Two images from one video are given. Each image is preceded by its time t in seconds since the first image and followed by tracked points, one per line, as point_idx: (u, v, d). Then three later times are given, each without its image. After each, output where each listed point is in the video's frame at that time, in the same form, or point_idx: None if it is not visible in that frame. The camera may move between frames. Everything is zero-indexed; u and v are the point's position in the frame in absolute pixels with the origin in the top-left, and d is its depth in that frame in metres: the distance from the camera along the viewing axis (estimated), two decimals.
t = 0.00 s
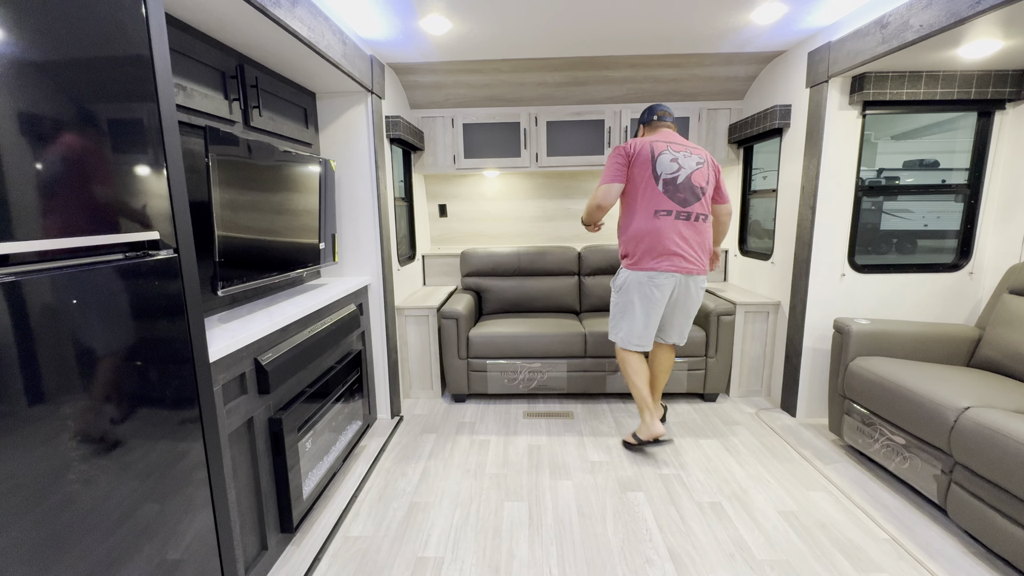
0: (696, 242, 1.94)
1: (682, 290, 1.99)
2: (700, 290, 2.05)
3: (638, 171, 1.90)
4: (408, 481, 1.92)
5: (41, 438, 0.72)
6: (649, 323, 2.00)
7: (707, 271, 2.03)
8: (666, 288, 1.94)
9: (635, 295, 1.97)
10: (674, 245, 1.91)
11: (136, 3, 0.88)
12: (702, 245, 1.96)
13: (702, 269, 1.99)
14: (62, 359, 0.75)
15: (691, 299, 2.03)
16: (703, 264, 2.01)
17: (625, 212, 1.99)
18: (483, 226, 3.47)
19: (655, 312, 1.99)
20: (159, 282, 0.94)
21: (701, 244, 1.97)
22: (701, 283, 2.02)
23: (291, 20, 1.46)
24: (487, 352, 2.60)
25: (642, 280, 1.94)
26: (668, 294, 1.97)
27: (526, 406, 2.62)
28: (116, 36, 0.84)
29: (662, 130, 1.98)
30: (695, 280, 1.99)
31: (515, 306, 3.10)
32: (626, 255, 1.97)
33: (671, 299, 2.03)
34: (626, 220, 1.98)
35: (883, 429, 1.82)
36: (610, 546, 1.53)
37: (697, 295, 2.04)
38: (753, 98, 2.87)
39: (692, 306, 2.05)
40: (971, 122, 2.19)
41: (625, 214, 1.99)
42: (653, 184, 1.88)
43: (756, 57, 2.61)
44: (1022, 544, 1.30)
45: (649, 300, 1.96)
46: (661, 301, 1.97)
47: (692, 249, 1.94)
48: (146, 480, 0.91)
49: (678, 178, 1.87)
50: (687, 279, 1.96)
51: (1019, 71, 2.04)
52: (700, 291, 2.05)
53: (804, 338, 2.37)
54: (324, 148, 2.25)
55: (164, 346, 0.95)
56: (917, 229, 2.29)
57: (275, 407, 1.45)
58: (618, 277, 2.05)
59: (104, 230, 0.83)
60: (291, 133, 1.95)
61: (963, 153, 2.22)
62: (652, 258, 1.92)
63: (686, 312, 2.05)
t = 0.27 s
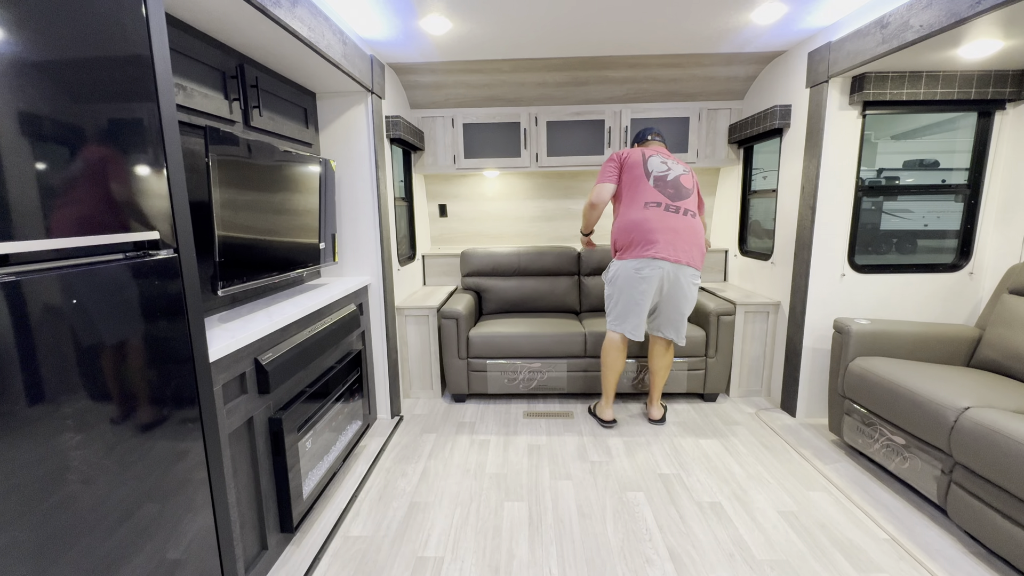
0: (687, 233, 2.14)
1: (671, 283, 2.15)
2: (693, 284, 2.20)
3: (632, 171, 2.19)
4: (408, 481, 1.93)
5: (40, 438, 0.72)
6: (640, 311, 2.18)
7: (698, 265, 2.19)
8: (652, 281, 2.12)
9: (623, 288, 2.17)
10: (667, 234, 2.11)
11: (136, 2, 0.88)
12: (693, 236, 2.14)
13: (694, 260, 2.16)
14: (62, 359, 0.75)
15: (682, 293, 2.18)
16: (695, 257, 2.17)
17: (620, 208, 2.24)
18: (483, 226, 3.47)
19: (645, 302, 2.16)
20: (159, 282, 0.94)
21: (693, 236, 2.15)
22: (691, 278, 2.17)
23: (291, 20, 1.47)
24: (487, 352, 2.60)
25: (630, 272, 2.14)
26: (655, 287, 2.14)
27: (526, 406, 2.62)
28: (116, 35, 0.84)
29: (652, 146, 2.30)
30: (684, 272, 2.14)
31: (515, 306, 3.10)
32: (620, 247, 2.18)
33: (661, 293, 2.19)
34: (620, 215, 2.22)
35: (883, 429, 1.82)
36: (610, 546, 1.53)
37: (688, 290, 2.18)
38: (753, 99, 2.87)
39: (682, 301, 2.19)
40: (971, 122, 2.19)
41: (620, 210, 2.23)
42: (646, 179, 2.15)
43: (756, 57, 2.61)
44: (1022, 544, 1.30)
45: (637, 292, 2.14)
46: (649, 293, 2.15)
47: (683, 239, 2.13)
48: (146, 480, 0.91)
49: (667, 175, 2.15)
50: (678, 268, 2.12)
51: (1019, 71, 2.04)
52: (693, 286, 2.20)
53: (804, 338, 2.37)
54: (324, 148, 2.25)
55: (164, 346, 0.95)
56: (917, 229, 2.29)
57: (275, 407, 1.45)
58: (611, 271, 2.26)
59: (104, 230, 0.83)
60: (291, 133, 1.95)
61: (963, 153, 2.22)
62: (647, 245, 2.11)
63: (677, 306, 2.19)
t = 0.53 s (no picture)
0: (666, 234, 2.17)
1: (650, 282, 2.19)
2: (675, 284, 2.21)
3: (613, 176, 2.28)
4: (408, 481, 1.93)
5: (40, 438, 0.72)
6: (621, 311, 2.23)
7: (680, 266, 2.21)
8: (630, 281, 2.17)
9: (604, 289, 2.24)
10: (644, 235, 2.16)
11: (136, 3, 0.88)
12: (673, 238, 2.18)
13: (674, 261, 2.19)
14: (63, 359, 0.75)
15: (662, 292, 2.21)
16: (676, 258, 2.20)
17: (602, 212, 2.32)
18: (483, 226, 3.47)
19: (626, 301, 2.21)
20: (159, 282, 0.94)
21: (672, 237, 2.18)
22: (672, 277, 2.20)
23: (291, 20, 1.46)
24: (487, 352, 2.60)
25: (609, 273, 2.21)
26: (633, 287, 2.19)
27: (526, 406, 2.62)
28: (116, 36, 0.84)
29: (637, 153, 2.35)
30: (663, 271, 2.17)
31: (515, 306, 3.10)
32: (602, 248, 2.26)
33: (642, 292, 2.23)
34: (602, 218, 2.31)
35: (883, 429, 1.82)
36: (611, 546, 1.53)
37: (669, 290, 2.21)
38: (753, 99, 2.87)
39: (663, 301, 2.22)
40: (971, 122, 2.19)
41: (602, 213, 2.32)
42: (624, 184, 2.23)
43: (756, 57, 2.61)
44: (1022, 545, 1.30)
45: (616, 292, 2.20)
46: (628, 293, 2.20)
47: (662, 240, 2.16)
48: (146, 480, 0.91)
49: (647, 179, 2.22)
50: (656, 268, 2.16)
51: (1019, 71, 2.04)
52: (675, 285, 2.22)
53: (804, 338, 2.37)
54: (324, 148, 2.25)
55: (164, 346, 0.95)
56: (917, 230, 2.29)
57: (276, 407, 1.45)
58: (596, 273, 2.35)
59: (104, 230, 0.83)
60: (291, 133, 1.95)
61: (963, 153, 2.22)
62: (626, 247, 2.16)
63: (659, 305, 2.22)
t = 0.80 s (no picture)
0: (640, 230, 2.19)
1: (625, 279, 2.21)
2: (653, 280, 2.20)
3: (589, 179, 2.35)
4: (408, 481, 1.93)
5: (39, 439, 0.72)
6: (601, 308, 2.26)
7: (657, 263, 2.20)
8: (605, 279, 2.20)
9: (583, 287, 2.30)
10: (617, 233, 2.19)
11: (136, 3, 0.88)
12: (647, 234, 2.18)
13: (650, 258, 2.18)
14: (62, 359, 0.75)
15: (639, 289, 2.21)
16: (652, 254, 2.20)
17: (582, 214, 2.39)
18: (483, 226, 3.47)
19: (604, 298, 2.24)
20: (159, 282, 0.94)
21: (647, 233, 2.19)
22: (649, 274, 2.20)
23: (291, 20, 1.47)
24: (487, 352, 2.60)
25: (586, 272, 2.27)
26: (611, 285, 2.22)
27: (526, 406, 2.62)
28: (116, 36, 0.84)
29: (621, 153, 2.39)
30: (637, 265, 2.18)
31: (515, 306, 3.10)
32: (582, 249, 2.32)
33: (620, 289, 2.25)
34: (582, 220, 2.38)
35: (883, 429, 1.82)
36: (611, 546, 1.53)
37: (646, 286, 2.20)
38: (753, 99, 2.87)
39: (642, 297, 2.22)
40: (971, 122, 2.19)
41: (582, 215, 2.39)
42: (598, 185, 2.29)
43: (756, 57, 2.61)
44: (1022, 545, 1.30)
45: (595, 290, 2.25)
46: (607, 291, 2.23)
47: (635, 237, 2.18)
48: (146, 481, 0.91)
49: (620, 178, 2.27)
50: (630, 264, 2.17)
51: (1019, 71, 2.04)
52: (653, 282, 2.21)
53: (804, 338, 2.37)
54: (324, 148, 2.25)
55: (164, 346, 0.95)
56: (917, 229, 2.29)
57: (276, 407, 1.45)
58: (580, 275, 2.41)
59: (105, 230, 0.83)
60: (291, 133, 1.95)
61: (963, 153, 2.22)
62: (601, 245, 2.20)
63: (638, 302, 2.23)
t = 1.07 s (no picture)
0: (616, 229, 2.18)
1: (606, 279, 2.22)
2: (633, 280, 2.18)
3: (572, 185, 2.41)
4: (408, 481, 1.93)
5: (39, 439, 0.72)
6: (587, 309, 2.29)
7: (636, 262, 2.17)
8: (586, 280, 2.24)
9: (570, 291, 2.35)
10: (593, 236, 2.22)
11: (136, 3, 0.88)
12: (623, 234, 2.17)
13: (629, 258, 2.17)
14: (63, 359, 0.75)
15: (620, 288, 2.21)
16: (632, 252, 2.17)
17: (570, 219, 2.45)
18: (483, 226, 3.47)
19: (588, 299, 2.27)
20: (159, 282, 0.94)
21: (625, 231, 2.18)
22: (629, 274, 2.18)
23: (291, 21, 1.46)
24: (487, 352, 2.60)
25: (570, 275, 2.32)
26: (593, 287, 2.25)
27: (526, 406, 2.62)
28: (116, 36, 0.84)
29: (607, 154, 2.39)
30: (613, 264, 2.18)
31: (515, 306, 3.10)
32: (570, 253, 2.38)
33: (604, 289, 2.26)
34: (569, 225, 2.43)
35: (883, 429, 1.82)
36: (611, 546, 1.53)
37: (626, 286, 2.19)
38: (753, 99, 2.87)
39: (626, 298, 2.21)
40: (971, 122, 2.19)
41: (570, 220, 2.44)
42: (578, 190, 2.35)
43: (756, 57, 2.61)
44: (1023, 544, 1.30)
45: (579, 292, 2.29)
46: (591, 293, 2.26)
47: (611, 238, 2.18)
48: (146, 481, 0.91)
49: (596, 180, 2.30)
50: (607, 264, 2.19)
51: (1020, 71, 2.04)
52: (634, 281, 2.18)
53: (804, 338, 2.37)
54: (324, 148, 2.25)
55: (164, 346, 0.95)
56: (917, 229, 2.29)
57: (276, 407, 1.45)
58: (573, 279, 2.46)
59: (106, 230, 0.83)
60: (291, 133, 1.95)
61: (963, 153, 2.22)
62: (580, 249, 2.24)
63: (622, 303, 2.23)
